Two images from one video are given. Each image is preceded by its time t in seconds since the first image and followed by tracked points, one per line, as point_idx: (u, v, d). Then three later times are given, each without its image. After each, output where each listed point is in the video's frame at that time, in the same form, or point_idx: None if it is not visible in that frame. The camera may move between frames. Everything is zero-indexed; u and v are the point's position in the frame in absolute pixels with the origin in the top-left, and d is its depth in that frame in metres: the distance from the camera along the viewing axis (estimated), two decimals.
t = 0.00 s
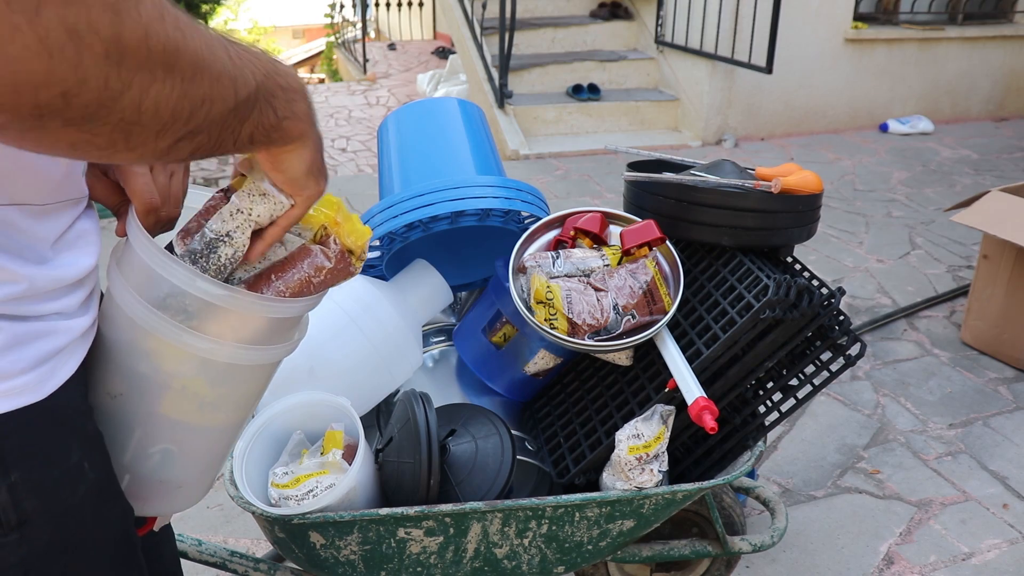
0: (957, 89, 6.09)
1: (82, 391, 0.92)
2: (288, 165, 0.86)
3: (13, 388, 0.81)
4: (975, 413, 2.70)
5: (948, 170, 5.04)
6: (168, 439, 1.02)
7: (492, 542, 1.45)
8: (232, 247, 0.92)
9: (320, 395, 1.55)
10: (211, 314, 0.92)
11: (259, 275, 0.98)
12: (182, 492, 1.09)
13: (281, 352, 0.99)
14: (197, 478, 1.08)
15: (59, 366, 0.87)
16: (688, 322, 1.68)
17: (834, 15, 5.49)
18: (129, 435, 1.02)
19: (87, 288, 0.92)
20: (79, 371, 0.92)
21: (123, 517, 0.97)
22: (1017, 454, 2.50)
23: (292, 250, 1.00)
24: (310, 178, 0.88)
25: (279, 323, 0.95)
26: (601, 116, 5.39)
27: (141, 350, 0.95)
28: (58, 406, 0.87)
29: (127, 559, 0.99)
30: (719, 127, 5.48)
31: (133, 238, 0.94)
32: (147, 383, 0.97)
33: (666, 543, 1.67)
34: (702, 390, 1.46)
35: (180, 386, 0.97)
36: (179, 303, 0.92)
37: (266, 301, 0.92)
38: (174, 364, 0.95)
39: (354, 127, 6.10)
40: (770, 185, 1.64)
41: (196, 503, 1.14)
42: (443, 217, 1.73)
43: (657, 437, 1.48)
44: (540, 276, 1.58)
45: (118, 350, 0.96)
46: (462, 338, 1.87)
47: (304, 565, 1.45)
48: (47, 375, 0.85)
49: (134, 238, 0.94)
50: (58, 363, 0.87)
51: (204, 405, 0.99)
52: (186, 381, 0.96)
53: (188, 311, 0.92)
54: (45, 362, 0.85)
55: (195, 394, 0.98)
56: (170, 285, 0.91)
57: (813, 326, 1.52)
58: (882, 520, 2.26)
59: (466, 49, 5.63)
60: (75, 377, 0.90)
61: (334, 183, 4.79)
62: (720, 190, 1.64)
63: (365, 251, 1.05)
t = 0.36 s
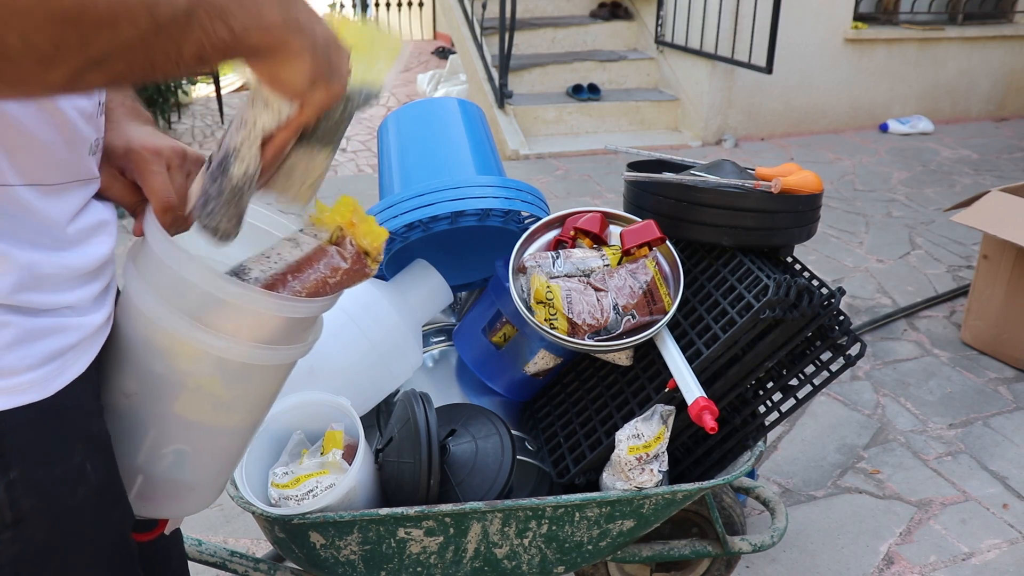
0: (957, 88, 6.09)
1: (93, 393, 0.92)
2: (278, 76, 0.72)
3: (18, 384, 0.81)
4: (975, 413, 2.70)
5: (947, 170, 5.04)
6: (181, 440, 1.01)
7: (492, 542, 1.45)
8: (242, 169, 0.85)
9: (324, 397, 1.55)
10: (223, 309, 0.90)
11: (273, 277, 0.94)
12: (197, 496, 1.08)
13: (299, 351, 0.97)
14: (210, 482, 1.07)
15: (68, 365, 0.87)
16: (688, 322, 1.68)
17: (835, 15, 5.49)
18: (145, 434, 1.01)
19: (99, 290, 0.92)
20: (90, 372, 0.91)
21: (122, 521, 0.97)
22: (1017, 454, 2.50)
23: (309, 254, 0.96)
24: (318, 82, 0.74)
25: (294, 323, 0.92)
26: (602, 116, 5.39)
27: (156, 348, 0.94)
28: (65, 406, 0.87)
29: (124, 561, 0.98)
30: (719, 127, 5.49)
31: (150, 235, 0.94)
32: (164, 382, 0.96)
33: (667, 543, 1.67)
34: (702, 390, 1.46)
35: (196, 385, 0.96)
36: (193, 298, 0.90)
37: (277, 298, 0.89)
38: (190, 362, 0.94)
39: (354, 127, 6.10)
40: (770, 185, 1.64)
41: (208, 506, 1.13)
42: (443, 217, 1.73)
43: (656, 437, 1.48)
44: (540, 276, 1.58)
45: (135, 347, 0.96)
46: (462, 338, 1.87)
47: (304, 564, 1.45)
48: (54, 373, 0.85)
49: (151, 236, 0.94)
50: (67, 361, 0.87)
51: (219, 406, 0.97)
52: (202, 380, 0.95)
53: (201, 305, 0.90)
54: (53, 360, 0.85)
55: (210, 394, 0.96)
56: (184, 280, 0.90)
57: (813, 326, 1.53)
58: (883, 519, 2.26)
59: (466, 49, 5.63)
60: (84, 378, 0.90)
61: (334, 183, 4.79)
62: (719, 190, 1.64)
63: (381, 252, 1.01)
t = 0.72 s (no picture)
0: (957, 89, 6.09)
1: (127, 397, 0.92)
2: None
3: (45, 389, 0.79)
4: (974, 413, 2.70)
5: (947, 170, 5.04)
6: (232, 449, 1.02)
7: (492, 542, 1.45)
8: (222, 20, 0.99)
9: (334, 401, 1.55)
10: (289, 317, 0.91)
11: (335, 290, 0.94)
12: (236, 504, 1.09)
13: (351, 365, 0.98)
14: (241, 491, 1.08)
15: (95, 370, 0.85)
16: (688, 322, 1.68)
17: (835, 14, 5.49)
18: (194, 444, 1.02)
19: (129, 290, 0.91)
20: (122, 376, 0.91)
21: (144, 529, 0.96)
22: (1017, 454, 2.50)
23: (369, 272, 0.97)
24: None
25: (354, 337, 0.94)
26: (602, 116, 5.38)
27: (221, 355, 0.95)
28: (92, 414, 0.85)
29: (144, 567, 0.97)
30: (719, 127, 5.49)
31: (218, 242, 0.94)
32: (224, 391, 0.97)
33: (667, 544, 1.67)
34: (702, 390, 1.46)
35: (257, 395, 0.97)
36: (261, 305, 0.91)
37: (345, 312, 0.91)
38: (255, 371, 0.95)
39: (354, 127, 6.10)
40: (770, 185, 1.64)
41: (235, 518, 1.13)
42: (443, 217, 1.73)
43: (656, 437, 1.48)
44: (540, 276, 1.58)
45: (196, 354, 0.97)
46: (462, 338, 1.87)
47: (304, 564, 1.45)
48: (82, 375, 0.83)
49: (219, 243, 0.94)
50: (96, 365, 0.85)
51: (275, 416, 0.99)
52: (264, 389, 0.96)
53: (268, 310, 0.91)
54: (83, 360, 0.83)
55: (266, 403, 0.97)
56: (253, 287, 0.91)
57: (813, 326, 1.53)
58: (882, 519, 2.26)
59: (466, 49, 5.63)
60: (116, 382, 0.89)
61: (334, 183, 4.79)
62: (719, 190, 1.64)
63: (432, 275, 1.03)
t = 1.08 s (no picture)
0: (957, 89, 6.09)
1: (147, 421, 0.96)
2: (15, 19, 0.57)
3: (52, 425, 0.80)
4: (975, 413, 2.70)
5: (947, 170, 5.05)
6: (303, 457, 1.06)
7: (492, 542, 1.45)
8: None
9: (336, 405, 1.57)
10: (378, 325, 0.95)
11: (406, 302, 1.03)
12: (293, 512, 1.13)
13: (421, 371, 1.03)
14: (295, 502, 1.12)
15: (105, 403, 0.86)
16: (688, 322, 1.68)
17: (835, 14, 5.49)
18: (267, 455, 1.05)
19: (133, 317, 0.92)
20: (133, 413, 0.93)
21: (155, 564, 0.95)
22: (1017, 454, 2.50)
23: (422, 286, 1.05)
24: (92, 26, 0.56)
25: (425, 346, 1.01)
26: (602, 116, 5.39)
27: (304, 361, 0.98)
28: (98, 445, 0.86)
29: None
30: (719, 127, 5.49)
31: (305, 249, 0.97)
32: (305, 400, 1.00)
33: (667, 543, 1.67)
34: (702, 390, 1.46)
35: (336, 403, 1.00)
36: (344, 311, 0.95)
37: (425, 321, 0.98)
38: (339, 378, 0.98)
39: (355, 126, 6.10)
40: (770, 185, 1.64)
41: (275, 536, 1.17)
42: (443, 218, 1.73)
43: (656, 437, 1.48)
44: (539, 275, 1.58)
45: (276, 363, 0.99)
46: (462, 339, 1.87)
47: (304, 565, 1.45)
48: (87, 410, 0.84)
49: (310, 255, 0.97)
50: (106, 398, 0.86)
51: (347, 423, 1.02)
52: (344, 397, 0.99)
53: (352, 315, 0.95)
54: (89, 393, 0.84)
55: (342, 411, 1.01)
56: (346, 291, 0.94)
57: (813, 326, 1.53)
58: (882, 520, 2.26)
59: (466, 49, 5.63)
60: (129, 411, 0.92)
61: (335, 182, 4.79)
62: (719, 190, 1.64)
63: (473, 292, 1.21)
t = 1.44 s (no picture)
0: (957, 89, 6.09)
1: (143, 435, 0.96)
2: (47, 115, 0.52)
3: (43, 435, 0.80)
4: (975, 413, 2.70)
5: (947, 170, 5.05)
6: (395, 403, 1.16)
7: (492, 542, 1.45)
8: None
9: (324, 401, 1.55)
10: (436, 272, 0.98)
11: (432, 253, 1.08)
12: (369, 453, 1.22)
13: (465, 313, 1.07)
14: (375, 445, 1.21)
15: (96, 412, 0.87)
16: (687, 322, 1.68)
17: (834, 14, 5.50)
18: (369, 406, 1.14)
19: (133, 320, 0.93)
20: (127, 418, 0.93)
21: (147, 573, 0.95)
22: (1017, 454, 2.50)
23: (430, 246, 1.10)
24: (125, 134, 0.51)
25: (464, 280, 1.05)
26: (601, 116, 5.38)
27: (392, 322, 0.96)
28: (88, 455, 0.86)
29: None
30: (719, 127, 5.49)
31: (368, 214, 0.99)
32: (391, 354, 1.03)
33: (667, 543, 1.67)
34: (702, 390, 1.46)
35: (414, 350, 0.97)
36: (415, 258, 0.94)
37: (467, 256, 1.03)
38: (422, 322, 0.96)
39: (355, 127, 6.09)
40: (770, 185, 1.64)
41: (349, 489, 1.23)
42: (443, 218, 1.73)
43: (656, 437, 1.48)
44: (540, 275, 1.58)
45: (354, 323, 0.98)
46: (462, 338, 1.87)
47: (304, 565, 1.45)
48: (83, 417, 0.85)
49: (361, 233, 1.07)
50: (97, 406, 0.87)
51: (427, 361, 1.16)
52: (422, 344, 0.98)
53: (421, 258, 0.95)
54: (84, 400, 0.85)
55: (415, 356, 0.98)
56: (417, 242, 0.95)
57: (813, 326, 1.53)
58: (883, 520, 2.26)
59: (466, 49, 5.63)
60: (122, 417, 0.92)
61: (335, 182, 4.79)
62: (719, 190, 1.64)
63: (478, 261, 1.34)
